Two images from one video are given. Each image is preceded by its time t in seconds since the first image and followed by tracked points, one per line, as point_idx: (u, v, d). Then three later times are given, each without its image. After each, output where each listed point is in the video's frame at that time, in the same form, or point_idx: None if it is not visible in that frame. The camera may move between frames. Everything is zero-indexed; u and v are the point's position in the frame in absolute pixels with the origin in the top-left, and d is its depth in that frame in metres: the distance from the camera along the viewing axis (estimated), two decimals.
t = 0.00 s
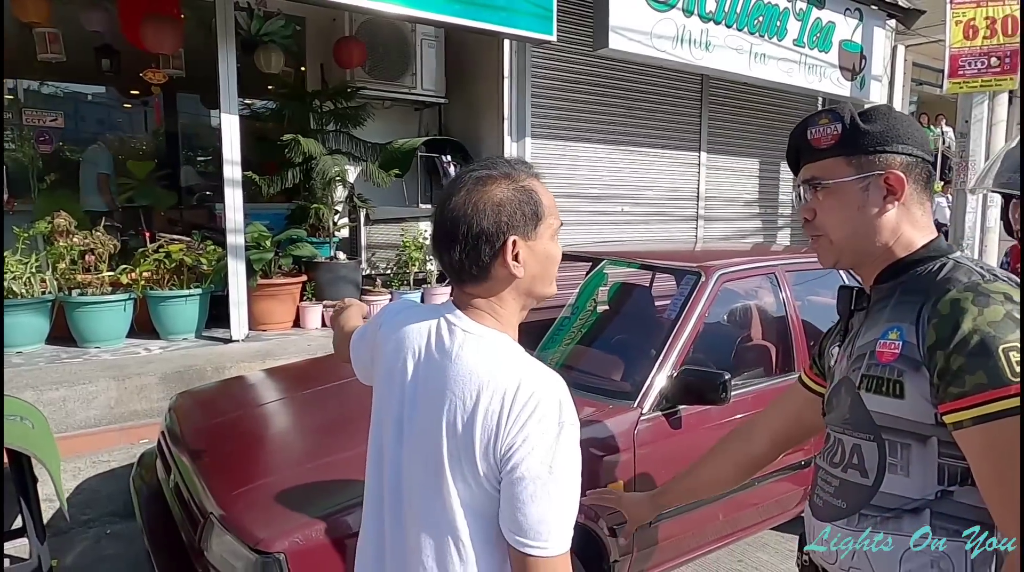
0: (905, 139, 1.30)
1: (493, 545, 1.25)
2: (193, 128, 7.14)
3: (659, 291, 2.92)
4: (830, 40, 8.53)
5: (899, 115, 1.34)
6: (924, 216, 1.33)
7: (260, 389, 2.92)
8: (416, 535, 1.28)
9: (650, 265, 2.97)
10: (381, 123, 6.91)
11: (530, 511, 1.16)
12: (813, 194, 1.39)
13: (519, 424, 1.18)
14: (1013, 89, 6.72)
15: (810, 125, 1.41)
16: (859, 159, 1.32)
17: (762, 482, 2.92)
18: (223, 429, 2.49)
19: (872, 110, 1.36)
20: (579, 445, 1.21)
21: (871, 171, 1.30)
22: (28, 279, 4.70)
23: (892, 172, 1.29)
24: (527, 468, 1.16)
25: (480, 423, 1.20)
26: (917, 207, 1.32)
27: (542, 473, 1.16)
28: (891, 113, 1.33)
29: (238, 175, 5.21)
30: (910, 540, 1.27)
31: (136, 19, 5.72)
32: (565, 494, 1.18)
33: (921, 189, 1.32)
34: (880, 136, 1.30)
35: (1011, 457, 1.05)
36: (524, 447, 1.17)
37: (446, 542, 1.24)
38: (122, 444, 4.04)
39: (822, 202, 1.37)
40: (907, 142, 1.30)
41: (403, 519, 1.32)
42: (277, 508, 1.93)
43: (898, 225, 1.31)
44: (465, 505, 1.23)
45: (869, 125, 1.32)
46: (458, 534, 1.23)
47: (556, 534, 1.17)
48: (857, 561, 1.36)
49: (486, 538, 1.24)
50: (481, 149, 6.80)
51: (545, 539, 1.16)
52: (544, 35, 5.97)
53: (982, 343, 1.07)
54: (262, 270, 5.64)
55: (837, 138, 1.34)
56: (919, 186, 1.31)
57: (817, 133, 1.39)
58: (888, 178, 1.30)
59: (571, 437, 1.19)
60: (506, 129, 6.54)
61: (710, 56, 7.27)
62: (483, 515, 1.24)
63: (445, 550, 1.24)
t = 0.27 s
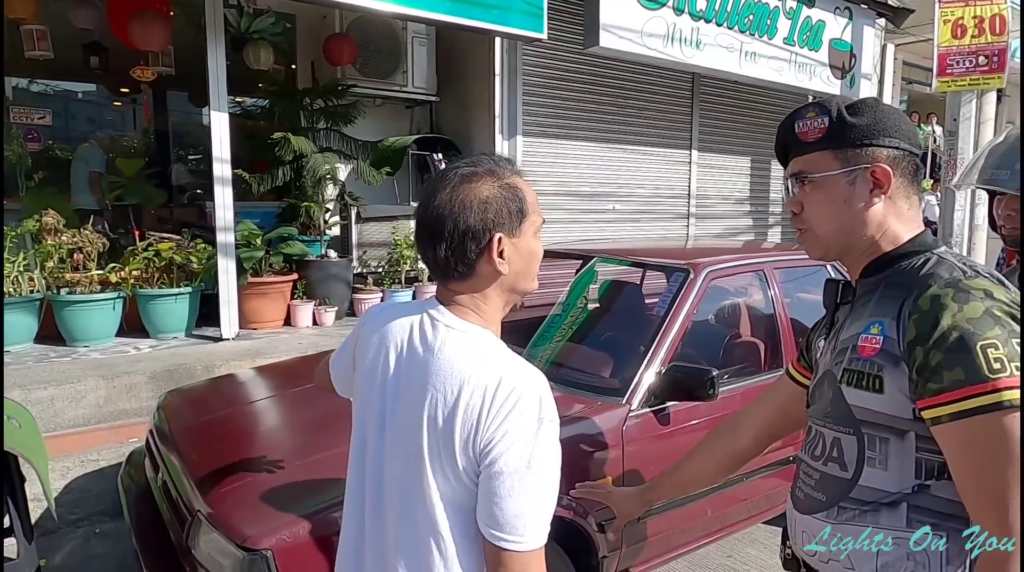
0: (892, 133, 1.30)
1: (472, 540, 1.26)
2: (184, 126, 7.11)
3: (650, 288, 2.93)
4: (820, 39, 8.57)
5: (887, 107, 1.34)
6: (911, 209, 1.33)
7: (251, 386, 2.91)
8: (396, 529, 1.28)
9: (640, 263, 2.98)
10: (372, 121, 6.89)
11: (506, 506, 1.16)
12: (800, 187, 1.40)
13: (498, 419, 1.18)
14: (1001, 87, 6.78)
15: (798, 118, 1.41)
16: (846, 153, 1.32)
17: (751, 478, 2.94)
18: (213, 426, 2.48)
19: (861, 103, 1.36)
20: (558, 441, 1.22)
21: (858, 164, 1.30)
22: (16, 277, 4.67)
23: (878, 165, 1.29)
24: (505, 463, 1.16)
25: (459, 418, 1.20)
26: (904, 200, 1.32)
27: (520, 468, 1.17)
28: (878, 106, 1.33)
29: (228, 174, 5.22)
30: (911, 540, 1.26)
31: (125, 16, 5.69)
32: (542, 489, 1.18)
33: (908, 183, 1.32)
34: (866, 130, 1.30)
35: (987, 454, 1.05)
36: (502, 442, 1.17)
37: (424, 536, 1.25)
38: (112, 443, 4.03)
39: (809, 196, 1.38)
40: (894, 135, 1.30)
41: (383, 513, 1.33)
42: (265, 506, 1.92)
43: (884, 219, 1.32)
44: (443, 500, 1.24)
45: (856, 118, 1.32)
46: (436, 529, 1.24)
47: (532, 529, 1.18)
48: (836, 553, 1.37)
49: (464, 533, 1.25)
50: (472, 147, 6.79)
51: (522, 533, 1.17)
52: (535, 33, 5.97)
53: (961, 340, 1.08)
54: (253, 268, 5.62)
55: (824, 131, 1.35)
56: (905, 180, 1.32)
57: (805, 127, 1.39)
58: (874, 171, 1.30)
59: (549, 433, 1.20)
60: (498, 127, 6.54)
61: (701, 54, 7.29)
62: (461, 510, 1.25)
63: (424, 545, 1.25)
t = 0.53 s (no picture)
0: (869, 130, 1.30)
1: (444, 541, 1.26)
2: (172, 124, 7.06)
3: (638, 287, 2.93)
4: (810, 37, 8.59)
5: (865, 105, 1.34)
6: (888, 208, 1.34)
7: (238, 385, 2.90)
8: (368, 528, 1.28)
9: (628, 262, 2.98)
10: (361, 119, 6.87)
11: (477, 506, 1.16)
12: (778, 185, 1.41)
13: (469, 419, 1.19)
14: (988, 86, 6.82)
15: (777, 116, 1.42)
16: (823, 151, 1.32)
17: (737, 476, 2.94)
18: (199, 425, 2.47)
19: (838, 100, 1.36)
20: (531, 442, 1.22)
21: (834, 162, 1.31)
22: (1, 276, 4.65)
23: (855, 163, 1.30)
24: (475, 463, 1.16)
25: (431, 417, 1.20)
26: (881, 199, 1.32)
27: (491, 468, 1.17)
28: (855, 104, 1.33)
29: (215, 172, 5.19)
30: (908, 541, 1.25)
31: (111, 13, 5.65)
32: (513, 490, 1.18)
33: (886, 181, 1.32)
34: (842, 128, 1.30)
35: (952, 458, 1.06)
36: (473, 442, 1.17)
37: (396, 536, 1.25)
38: (98, 443, 4.01)
39: (787, 193, 1.38)
40: (872, 133, 1.30)
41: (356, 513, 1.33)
42: (247, 507, 1.92)
43: (861, 217, 1.32)
44: (415, 500, 1.24)
45: (832, 117, 1.32)
46: (407, 528, 1.24)
47: (503, 530, 1.17)
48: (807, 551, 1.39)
49: (436, 533, 1.25)
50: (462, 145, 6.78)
51: (492, 534, 1.17)
52: (524, 31, 5.96)
53: (930, 343, 1.09)
54: (241, 267, 5.60)
55: (801, 129, 1.35)
56: (883, 178, 1.32)
57: (783, 124, 1.40)
58: (850, 169, 1.30)
59: (521, 433, 1.20)
60: (487, 126, 6.53)
61: (690, 53, 7.30)
62: (433, 510, 1.24)
63: (396, 544, 1.25)
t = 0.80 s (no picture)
0: (857, 120, 1.29)
1: (431, 532, 1.25)
2: (163, 120, 7.01)
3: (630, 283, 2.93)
4: (802, 34, 8.61)
5: (853, 95, 1.32)
6: (875, 199, 1.33)
7: (229, 382, 2.88)
8: (354, 521, 1.28)
9: (620, 258, 2.98)
10: (353, 115, 6.84)
11: (462, 497, 1.15)
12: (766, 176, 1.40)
13: (454, 409, 1.18)
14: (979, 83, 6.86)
15: (764, 106, 1.40)
16: (810, 141, 1.31)
17: (729, 471, 2.94)
18: (188, 422, 2.46)
19: (827, 90, 1.34)
20: (517, 432, 1.21)
21: (822, 153, 1.30)
22: None
23: (842, 154, 1.29)
24: (459, 453, 1.15)
25: (416, 407, 1.20)
26: (868, 189, 1.32)
27: (476, 458, 1.16)
28: (844, 93, 1.32)
29: (205, 168, 5.16)
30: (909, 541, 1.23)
31: (99, 8, 5.61)
32: (499, 481, 1.17)
33: (873, 171, 1.31)
34: (831, 118, 1.29)
35: (932, 451, 1.05)
36: (458, 432, 1.16)
37: (382, 528, 1.24)
38: (86, 441, 3.98)
39: (774, 184, 1.37)
40: (859, 124, 1.29)
41: (342, 506, 1.32)
42: (235, 505, 1.90)
43: (848, 208, 1.31)
44: (400, 492, 1.23)
45: (820, 106, 1.31)
46: (392, 520, 1.23)
47: (489, 520, 1.16)
48: (791, 544, 1.39)
49: (422, 525, 1.24)
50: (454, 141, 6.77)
51: (478, 524, 1.16)
52: (516, 27, 5.94)
53: (914, 336, 1.09)
54: (232, 264, 5.56)
55: (789, 119, 1.34)
56: (870, 168, 1.31)
57: (771, 114, 1.38)
58: (838, 160, 1.29)
59: (506, 423, 1.19)
60: (479, 122, 6.52)
61: (683, 49, 7.30)
62: (419, 502, 1.24)
63: (381, 536, 1.24)
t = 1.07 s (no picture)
0: (852, 112, 1.28)
1: (428, 520, 1.25)
2: (155, 117, 6.97)
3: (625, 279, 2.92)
4: (796, 31, 8.62)
5: (848, 87, 1.31)
6: (872, 192, 1.32)
7: (222, 379, 2.86)
8: (350, 513, 1.27)
9: (616, 254, 2.97)
10: (347, 111, 6.81)
11: (459, 482, 1.15)
12: (761, 169, 1.40)
13: (447, 394, 1.17)
14: (972, 80, 6.88)
15: (760, 99, 1.41)
16: (805, 134, 1.31)
17: (724, 467, 2.94)
18: (180, 419, 2.44)
19: (822, 82, 1.34)
20: (511, 416, 1.20)
21: (816, 146, 1.29)
22: None
23: (837, 147, 1.28)
24: (455, 439, 1.15)
25: (409, 395, 1.19)
26: (865, 182, 1.31)
27: (471, 443, 1.16)
28: (839, 86, 1.31)
29: (198, 164, 5.12)
30: (908, 539, 1.22)
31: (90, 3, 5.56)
32: (495, 465, 1.17)
33: (869, 164, 1.30)
34: (824, 110, 1.29)
35: (928, 447, 1.05)
36: (452, 417, 1.16)
37: (379, 518, 1.23)
38: (78, 439, 3.95)
39: (770, 177, 1.37)
40: (854, 115, 1.28)
41: (336, 499, 1.31)
42: (229, 502, 1.89)
43: (844, 201, 1.31)
44: (396, 481, 1.22)
45: (814, 99, 1.31)
46: (389, 509, 1.22)
47: (486, 505, 1.16)
48: (786, 540, 1.38)
49: (419, 513, 1.23)
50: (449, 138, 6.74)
51: (476, 509, 1.16)
52: (511, 23, 5.92)
53: (909, 331, 1.08)
54: (225, 261, 5.53)
55: (783, 112, 1.34)
56: (866, 161, 1.30)
57: (765, 107, 1.39)
58: (833, 154, 1.29)
59: (500, 407, 1.18)
60: (474, 118, 6.49)
61: (677, 46, 7.30)
62: (416, 490, 1.23)
63: (378, 527, 1.23)
